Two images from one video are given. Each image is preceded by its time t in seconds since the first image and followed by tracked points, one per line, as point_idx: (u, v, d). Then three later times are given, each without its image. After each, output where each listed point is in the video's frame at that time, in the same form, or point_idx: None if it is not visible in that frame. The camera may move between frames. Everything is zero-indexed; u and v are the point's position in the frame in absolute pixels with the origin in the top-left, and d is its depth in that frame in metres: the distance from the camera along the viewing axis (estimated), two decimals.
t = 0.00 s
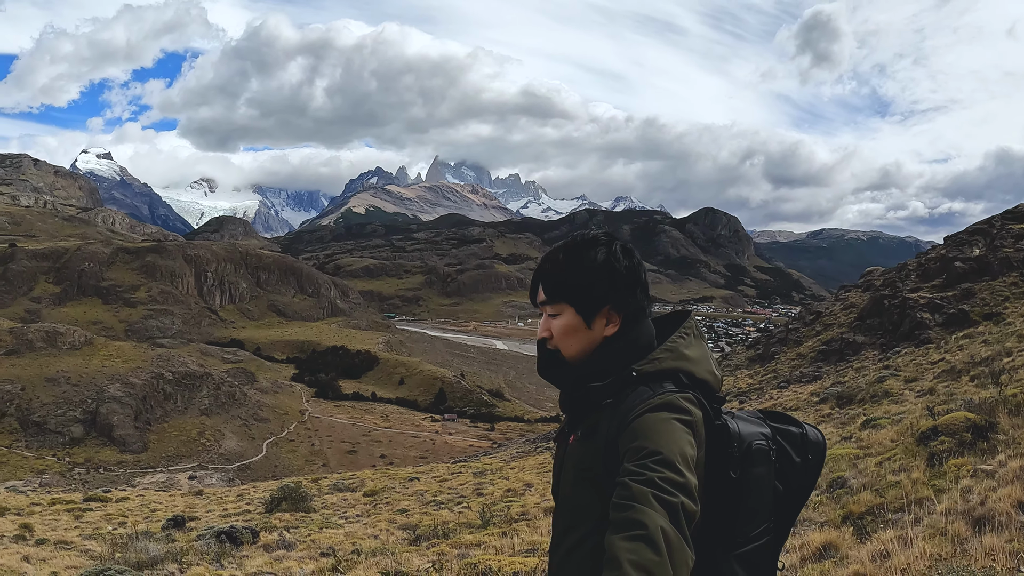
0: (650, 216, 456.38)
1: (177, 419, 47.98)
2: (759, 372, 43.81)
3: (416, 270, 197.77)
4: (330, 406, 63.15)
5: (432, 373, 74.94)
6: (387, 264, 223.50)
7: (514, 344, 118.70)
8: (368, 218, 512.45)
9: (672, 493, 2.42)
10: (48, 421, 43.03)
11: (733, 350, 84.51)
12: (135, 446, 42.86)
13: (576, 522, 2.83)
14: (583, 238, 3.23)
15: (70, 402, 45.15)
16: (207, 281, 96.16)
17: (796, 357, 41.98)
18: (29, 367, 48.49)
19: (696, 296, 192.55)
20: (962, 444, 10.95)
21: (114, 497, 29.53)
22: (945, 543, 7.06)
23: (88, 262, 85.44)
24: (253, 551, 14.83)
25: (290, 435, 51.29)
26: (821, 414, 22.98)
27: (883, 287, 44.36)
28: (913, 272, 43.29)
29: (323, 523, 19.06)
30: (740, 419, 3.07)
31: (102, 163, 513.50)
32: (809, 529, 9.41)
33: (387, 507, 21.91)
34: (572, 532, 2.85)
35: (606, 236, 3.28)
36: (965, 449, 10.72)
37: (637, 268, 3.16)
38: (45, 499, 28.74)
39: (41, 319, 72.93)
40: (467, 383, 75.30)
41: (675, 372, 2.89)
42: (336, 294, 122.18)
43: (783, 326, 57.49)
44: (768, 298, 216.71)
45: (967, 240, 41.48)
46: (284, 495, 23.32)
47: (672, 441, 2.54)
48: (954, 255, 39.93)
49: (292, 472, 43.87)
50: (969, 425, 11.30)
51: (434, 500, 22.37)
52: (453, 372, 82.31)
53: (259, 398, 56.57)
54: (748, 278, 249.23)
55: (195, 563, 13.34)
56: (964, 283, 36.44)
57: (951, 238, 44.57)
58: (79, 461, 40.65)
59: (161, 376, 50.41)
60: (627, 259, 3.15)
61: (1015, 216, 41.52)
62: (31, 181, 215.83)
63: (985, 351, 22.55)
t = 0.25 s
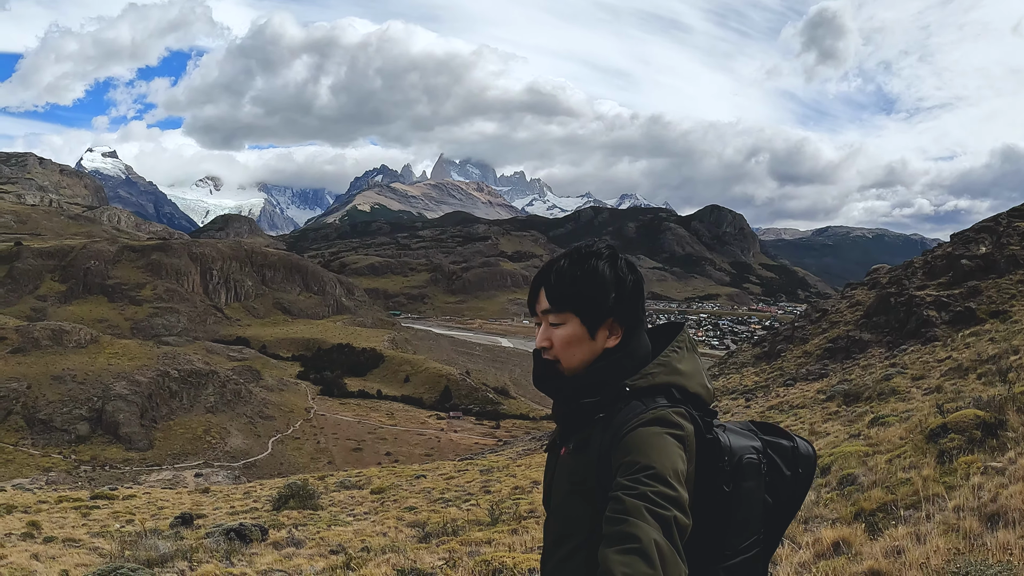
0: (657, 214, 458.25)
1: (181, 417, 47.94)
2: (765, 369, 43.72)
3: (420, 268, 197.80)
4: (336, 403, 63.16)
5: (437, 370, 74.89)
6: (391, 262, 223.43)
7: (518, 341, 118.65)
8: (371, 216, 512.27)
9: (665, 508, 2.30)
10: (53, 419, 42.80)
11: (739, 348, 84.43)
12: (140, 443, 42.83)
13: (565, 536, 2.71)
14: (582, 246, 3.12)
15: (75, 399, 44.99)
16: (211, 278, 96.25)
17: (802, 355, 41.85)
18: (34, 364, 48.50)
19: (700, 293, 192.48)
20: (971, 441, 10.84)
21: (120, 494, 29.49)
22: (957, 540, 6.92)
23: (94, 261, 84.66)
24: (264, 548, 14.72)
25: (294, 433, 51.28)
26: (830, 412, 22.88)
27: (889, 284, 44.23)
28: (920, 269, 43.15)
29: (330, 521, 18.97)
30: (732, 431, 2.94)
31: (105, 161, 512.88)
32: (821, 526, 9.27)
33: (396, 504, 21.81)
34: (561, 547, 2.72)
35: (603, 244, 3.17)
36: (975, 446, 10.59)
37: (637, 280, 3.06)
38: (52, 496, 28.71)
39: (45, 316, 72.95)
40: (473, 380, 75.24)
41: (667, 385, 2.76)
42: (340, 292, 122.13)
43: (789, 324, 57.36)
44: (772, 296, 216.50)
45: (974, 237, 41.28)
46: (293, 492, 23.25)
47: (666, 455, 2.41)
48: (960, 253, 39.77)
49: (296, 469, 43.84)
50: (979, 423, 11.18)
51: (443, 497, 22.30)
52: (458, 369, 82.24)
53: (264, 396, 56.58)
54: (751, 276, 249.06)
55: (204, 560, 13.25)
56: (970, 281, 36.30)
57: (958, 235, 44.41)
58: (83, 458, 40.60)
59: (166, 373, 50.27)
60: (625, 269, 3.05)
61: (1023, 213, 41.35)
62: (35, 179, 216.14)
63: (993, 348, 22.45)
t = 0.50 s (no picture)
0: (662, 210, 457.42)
1: (189, 416, 48.17)
2: (772, 365, 43.61)
3: (426, 266, 197.92)
4: (343, 401, 63.36)
5: (444, 367, 75.02)
6: (397, 259, 223.58)
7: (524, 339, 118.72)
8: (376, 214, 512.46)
9: (658, 521, 2.30)
10: (61, 419, 43.04)
11: (746, 343, 84.32)
12: (148, 443, 43.09)
13: (555, 546, 2.69)
14: (583, 257, 3.13)
15: (83, 399, 45.24)
16: (217, 278, 96.62)
17: (809, 350, 41.68)
18: (42, 365, 48.72)
19: (706, 289, 192.11)
20: (982, 434, 10.77)
21: (130, 493, 29.64)
22: (972, 532, 6.86)
23: (100, 261, 85.11)
24: (275, 547, 14.74)
25: (302, 431, 51.50)
26: (838, 407, 22.81)
27: (897, 279, 44.05)
28: (927, 264, 42.94)
29: (341, 519, 19.03)
30: (723, 445, 2.95)
31: (111, 161, 513.01)
32: (833, 521, 9.21)
33: (406, 502, 21.84)
34: (550, 555, 2.72)
35: (602, 255, 3.19)
36: (987, 440, 10.52)
37: (636, 293, 3.10)
38: (61, 496, 28.86)
39: (53, 317, 73.33)
40: (479, 377, 75.35)
41: (660, 398, 2.76)
42: (346, 290, 122.33)
43: (796, 319, 57.19)
44: (779, 291, 215.94)
45: (981, 231, 41.04)
46: (303, 491, 23.32)
47: (658, 468, 2.41)
48: (967, 247, 39.60)
49: (304, 467, 44.03)
50: (990, 416, 11.11)
51: (453, 495, 22.31)
52: (465, 367, 82.37)
53: (272, 394, 56.83)
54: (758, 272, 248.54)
55: (216, 559, 13.30)
56: (977, 275, 36.12)
57: (965, 230, 44.18)
58: (92, 457, 40.86)
59: (174, 373, 50.52)
60: (623, 282, 3.08)
61: None
62: (41, 180, 217.23)
63: (1001, 343, 22.34)
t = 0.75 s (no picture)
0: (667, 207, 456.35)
1: (198, 417, 48.44)
2: (781, 361, 43.43)
3: (433, 265, 198.02)
4: (351, 401, 63.54)
5: (452, 367, 75.09)
6: (403, 259, 223.83)
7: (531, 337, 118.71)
8: (382, 214, 513.00)
9: (651, 518, 2.30)
10: (70, 421, 43.33)
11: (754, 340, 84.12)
12: (157, 444, 43.36)
13: (547, 542, 2.71)
14: (580, 251, 3.15)
15: (92, 401, 45.54)
16: (225, 279, 97.10)
17: (817, 347, 41.54)
18: (51, 368, 49.03)
19: (714, 286, 191.55)
20: (995, 429, 10.69)
21: (140, 495, 29.85)
22: (988, 527, 6.80)
23: (108, 264, 85.77)
24: (288, 547, 14.81)
25: (311, 431, 51.68)
26: (847, 403, 22.71)
27: (905, 274, 43.80)
28: (936, 259, 42.69)
29: (353, 519, 19.08)
30: (718, 441, 2.93)
31: (118, 164, 512.92)
32: (847, 516, 9.15)
33: (417, 501, 21.90)
34: (544, 550, 2.73)
35: (597, 252, 3.21)
36: (1001, 434, 10.45)
37: (630, 290, 3.13)
38: (72, 498, 29.06)
39: (61, 319, 73.83)
40: (487, 376, 75.39)
41: (653, 394, 2.76)
42: (354, 290, 122.54)
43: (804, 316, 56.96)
44: (786, 288, 215.13)
45: (990, 226, 40.74)
46: (314, 490, 23.42)
47: (651, 464, 2.42)
48: (976, 241, 39.33)
49: (313, 467, 44.19)
50: (1003, 411, 11.02)
51: (464, 493, 22.32)
52: (472, 366, 82.43)
53: (280, 395, 57.08)
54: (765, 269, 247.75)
55: (230, 560, 13.37)
56: (986, 270, 35.89)
57: (974, 224, 43.88)
58: (101, 459, 41.16)
59: (182, 374, 50.80)
60: (618, 278, 3.11)
61: None
62: (49, 183, 218.62)
63: (1012, 338, 22.17)
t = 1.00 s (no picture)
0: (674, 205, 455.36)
1: (208, 418, 48.77)
2: (791, 358, 43.26)
3: (442, 265, 197.91)
4: (361, 401, 63.76)
5: (461, 366, 75.21)
6: (411, 259, 224.11)
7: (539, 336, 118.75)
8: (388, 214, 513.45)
9: (647, 505, 2.34)
10: (81, 424, 43.68)
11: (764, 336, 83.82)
12: (167, 446, 43.67)
13: (546, 532, 2.76)
14: (573, 242, 3.19)
15: (102, 404, 45.91)
16: (233, 281, 97.68)
17: (828, 343, 41.28)
18: (60, 371, 49.42)
19: (722, 283, 190.93)
20: (1010, 424, 10.64)
21: (152, 497, 30.07)
22: (1007, 519, 6.77)
23: (117, 266, 86.49)
24: (303, 548, 14.89)
25: (321, 432, 51.92)
26: (858, 399, 22.63)
27: (915, 270, 43.59)
28: (945, 254, 42.44)
29: (366, 519, 19.20)
30: (715, 427, 2.97)
31: (125, 167, 512.88)
32: (863, 511, 9.13)
33: (430, 501, 21.92)
34: (544, 541, 2.78)
35: (590, 243, 3.25)
36: (1015, 428, 10.40)
37: (621, 279, 3.19)
38: (84, 501, 29.33)
39: (71, 323, 74.38)
40: (496, 375, 75.47)
41: (649, 381, 2.80)
42: (362, 291, 122.79)
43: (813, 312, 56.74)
44: (795, 284, 214.23)
45: (999, 220, 40.47)
46: (326, 491, 23.55)
47: (647, 453, 2.44)
48: (985, 236, 39.11)
49: (323, 468, 44.39)
50: (1017, 406, 10.97)
51: (477, 492, 22.36)
52: (481, 365, 82.55)
53: (290, 396, 57.38)
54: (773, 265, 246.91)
55: (245, 561, 13.47)
56: (996, 265, 35.67)
57: (983, 219, 43.61)
58: (112, 462, 41.50)
59: (191, 376, 51.16)
60: (608, 266, 3.15)
61: None
62: (57, 187, 220.07)
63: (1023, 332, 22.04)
